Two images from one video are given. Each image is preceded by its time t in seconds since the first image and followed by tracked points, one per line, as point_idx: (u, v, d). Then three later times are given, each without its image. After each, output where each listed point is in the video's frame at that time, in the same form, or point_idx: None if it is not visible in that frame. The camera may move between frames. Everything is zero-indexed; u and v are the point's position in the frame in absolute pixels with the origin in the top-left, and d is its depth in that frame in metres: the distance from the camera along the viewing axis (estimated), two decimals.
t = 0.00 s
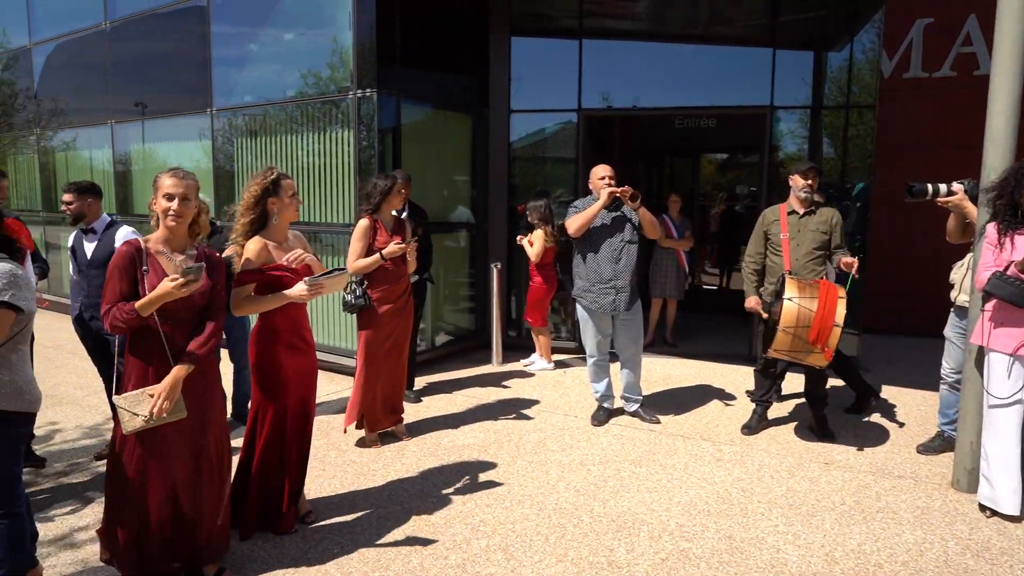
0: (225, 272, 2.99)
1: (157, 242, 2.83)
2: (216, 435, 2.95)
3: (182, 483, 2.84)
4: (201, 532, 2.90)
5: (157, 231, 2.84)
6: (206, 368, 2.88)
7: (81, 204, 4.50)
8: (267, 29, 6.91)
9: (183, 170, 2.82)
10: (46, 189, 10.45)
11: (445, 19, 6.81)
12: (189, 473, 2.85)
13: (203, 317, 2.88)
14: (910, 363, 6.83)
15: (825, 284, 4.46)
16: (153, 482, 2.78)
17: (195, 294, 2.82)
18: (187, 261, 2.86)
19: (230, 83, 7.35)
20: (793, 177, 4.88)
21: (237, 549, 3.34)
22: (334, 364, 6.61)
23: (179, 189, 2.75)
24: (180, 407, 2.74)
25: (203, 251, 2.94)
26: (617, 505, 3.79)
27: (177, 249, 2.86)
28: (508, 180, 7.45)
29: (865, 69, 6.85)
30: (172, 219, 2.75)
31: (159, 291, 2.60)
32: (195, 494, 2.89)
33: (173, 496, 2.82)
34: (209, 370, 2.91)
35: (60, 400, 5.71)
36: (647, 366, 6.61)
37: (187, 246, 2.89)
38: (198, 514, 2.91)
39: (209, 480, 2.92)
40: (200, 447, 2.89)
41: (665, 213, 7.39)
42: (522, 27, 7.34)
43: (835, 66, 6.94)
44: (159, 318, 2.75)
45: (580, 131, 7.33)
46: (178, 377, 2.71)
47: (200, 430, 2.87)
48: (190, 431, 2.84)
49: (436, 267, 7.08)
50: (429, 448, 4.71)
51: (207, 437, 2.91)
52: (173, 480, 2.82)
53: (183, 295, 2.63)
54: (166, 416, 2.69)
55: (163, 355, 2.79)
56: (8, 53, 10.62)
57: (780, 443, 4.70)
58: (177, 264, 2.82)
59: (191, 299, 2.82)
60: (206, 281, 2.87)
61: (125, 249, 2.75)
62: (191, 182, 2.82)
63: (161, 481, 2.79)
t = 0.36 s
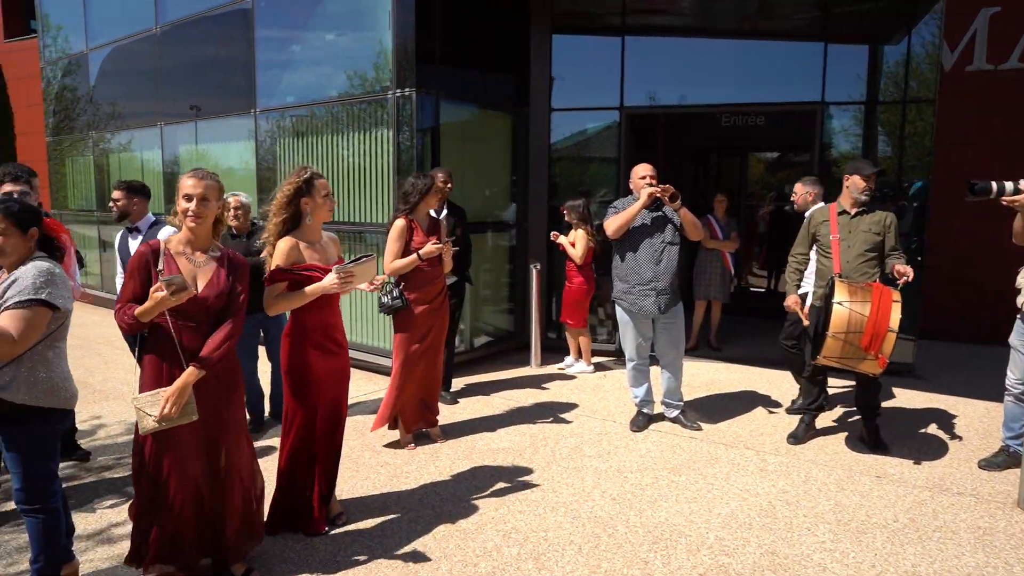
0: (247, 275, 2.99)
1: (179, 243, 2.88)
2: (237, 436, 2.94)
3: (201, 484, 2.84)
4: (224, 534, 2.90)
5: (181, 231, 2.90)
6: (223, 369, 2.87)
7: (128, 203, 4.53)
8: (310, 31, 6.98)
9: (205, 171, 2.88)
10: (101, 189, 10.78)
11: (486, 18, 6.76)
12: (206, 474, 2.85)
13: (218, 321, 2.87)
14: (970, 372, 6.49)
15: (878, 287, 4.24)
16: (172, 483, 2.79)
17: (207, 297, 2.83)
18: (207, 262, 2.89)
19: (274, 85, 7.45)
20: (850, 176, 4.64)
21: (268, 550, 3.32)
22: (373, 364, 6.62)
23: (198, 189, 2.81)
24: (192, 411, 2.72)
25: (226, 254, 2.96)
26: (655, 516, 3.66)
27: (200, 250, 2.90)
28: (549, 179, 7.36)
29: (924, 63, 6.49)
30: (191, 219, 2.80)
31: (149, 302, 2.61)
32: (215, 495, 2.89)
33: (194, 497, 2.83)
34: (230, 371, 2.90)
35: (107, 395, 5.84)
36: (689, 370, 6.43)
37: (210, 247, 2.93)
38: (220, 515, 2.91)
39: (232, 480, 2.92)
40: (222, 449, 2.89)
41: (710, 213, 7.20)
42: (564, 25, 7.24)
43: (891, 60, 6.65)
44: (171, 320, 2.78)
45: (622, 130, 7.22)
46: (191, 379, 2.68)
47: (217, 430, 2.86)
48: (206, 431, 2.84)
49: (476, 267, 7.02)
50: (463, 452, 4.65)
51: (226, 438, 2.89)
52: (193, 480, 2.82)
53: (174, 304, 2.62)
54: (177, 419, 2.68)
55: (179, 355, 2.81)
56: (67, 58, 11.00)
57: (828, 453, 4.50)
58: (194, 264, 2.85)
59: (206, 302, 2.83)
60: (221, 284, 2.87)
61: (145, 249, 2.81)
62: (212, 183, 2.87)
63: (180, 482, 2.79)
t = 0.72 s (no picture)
0: (271, 277, 3.02)
1: (202, 247, 2.92)
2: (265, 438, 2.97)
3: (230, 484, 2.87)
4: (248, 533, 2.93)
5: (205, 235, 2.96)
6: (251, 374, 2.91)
7: (175, 203, 4.52)
8: (355, 33, 7.07)
9: (227, 174, 2.93)
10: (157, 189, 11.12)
11: (529, 17, 6.70)
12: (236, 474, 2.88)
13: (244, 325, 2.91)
14: None
15: (935, 294, 4.02)
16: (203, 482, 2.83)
17: (231, 301, 2.87)
18: (232, 265, 2.94)
19: (320, 87, 7.58)
20: (907, 178, 4.40)
21: (297, 552, 3.33)
22: (412, 364, 6.63)
23: (220, 192, 2.86)
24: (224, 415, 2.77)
25: (250, 256, 3.01)
26: (692, 528, 3.53)
27: (222, 253, 2.95)
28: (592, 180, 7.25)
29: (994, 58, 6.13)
30: (214, 222, 2.85)
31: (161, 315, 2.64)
32: (242, 496, 2.92)
33: (221, 497, 2.86)
34: (258, 376, 2.95)
35: (155, 391, 5.99)
36: (736, 377, 6.24)
37: (233, 250, 2.98)
38: (245, 516, 2.94)
39: (258, 482, 2.95)
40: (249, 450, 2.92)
41: (761, 214, 6.93)
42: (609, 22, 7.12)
43: (957, 54, 6.32)
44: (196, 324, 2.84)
45: (667, 131, 7.03)
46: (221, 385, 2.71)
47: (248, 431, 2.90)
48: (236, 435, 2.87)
49: (517, 268, 6.95)
50: (498, 456, 4.60)
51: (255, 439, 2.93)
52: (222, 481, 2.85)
53: (192, 316, 2.65)
54: (208, 424, 2.72)
55: (206, 359, 2.86)
56: (127, 63, 11.41)
57: (880, 468, 4.28)
58: (217, 267, 2.89)
59: (230, 305, 2.87)
60: (245, 287, 2.91)
61: (168, 253, 2.86)
62: (235, 186, 2.92)
63: (210, 482, 2.83)
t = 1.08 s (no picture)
0: (307, 274, 3.04)
1: (238, 245, 2.95)
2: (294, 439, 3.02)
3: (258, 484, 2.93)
4: (272, 536, 2.98)
5: (240, 233, 2.98)
6: (289, 373, 2.95)
7: (223, 204, 4.61)
8: (403, 35, 7.12)
9: (259, 170, 2.96)
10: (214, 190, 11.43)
11: (576, 16, 6.62)
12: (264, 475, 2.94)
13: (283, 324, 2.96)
14: None
15: (1003, 302, 3.79)
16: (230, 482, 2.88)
17: (271, 298, 2.89)
18: (268, 263, 2.97)
19: (369, 89, 7.67)
20: (972, 179, 4.15)
21: (331, 553, 3.33)
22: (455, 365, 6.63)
23: (254, 188, 2.89)
24: (264, 408, 2.82)
25: (285, 253, 3.03)
26: (734, 542, 3.40)
27: (259, 251, 2.97)
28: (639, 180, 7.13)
29: None
30: (247, 218, 2.88)
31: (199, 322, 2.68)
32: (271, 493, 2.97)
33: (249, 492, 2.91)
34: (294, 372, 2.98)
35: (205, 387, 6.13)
36: (787, 384, 6.03)
37: (268, 247, 3.01)
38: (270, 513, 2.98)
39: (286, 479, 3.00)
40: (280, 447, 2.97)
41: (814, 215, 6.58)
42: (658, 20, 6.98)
43: None
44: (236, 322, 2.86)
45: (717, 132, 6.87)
46: (268, 381, 2.81)
47: (277, 433, 2.94)
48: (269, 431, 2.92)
49: (561, 271, 6.87)
50: (537, 461, 4.53)
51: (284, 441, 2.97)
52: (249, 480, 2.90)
53: (231, 324, 2.69)
54: (250, 418, 2.78)
55: (248, 360, 2.88)
56: (186, 69, 11.78)
57: (940, 485, 4.06)
58: (255, 266, 2.92)
59: (270, 304, 2.89)
60: (283, 284, 2.93)
61: (207, 253, 2.88)
62: (269, 182, 2.94)
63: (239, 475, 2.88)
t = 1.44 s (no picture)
0: (345, 275, 3.12)
1: (282, 248, 2.98)
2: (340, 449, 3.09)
3: (298, 483, 2.99)
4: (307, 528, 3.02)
5: (283, 235, 3.01)
6: (332, 371, 3.01)
7: (270, 203, 4.72)
8: (450, 36, 7.18)
9: (302, 174, 3.02)
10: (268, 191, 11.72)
11: (623, 15, 6.55)
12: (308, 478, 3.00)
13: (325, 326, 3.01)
14: None
15: None
16: (276, 480, 2.94)
17: (317, 300, 2.95)
18: (311, 265, 3.03)
19: (416, 91, 7.77)
20: None
21: (368, 550, 3.36)
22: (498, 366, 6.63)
23: (297, 191, 2.94)
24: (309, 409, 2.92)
25: (326, 256, 3.10)
26: (777, 553, 3.30)
27: (301, 254, 3.01)
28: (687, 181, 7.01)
29: None
30: (291, 220, 2.92)
31: (247, 341, 2.70)
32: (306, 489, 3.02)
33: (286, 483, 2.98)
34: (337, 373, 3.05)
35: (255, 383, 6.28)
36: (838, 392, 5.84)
37: (310, 251, 3.05)
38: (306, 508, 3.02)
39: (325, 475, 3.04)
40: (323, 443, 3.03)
41: (863, 217, 6.49)
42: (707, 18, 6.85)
43: None
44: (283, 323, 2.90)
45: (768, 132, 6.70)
46: (312, 378, 2.87)
47: (324, 438, 3.02)
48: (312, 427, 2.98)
49: (606, 273, 6.80)
50: (577, 463, 4.49)
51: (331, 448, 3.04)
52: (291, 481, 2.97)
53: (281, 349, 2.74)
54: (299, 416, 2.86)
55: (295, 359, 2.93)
56: (243, 73, 12.14)
57: (1001, 500, 3.86)
58: (301, 268, 2.97)
59: (317, 305, 2.95)
60: (327, 287, 3.00)
61: (254, 256, 2.89)
62: (312, 185, 3.00)
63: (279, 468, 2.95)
